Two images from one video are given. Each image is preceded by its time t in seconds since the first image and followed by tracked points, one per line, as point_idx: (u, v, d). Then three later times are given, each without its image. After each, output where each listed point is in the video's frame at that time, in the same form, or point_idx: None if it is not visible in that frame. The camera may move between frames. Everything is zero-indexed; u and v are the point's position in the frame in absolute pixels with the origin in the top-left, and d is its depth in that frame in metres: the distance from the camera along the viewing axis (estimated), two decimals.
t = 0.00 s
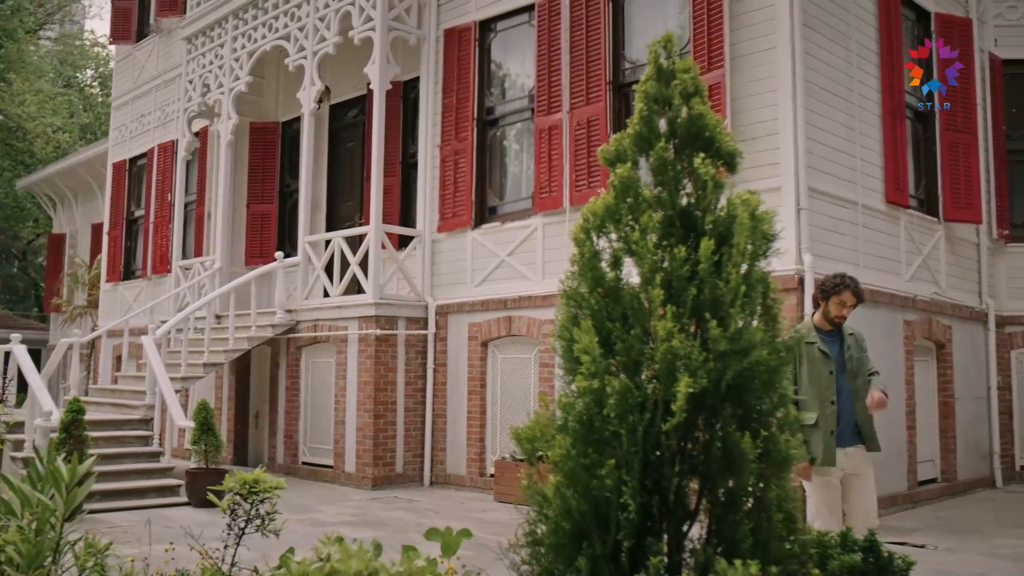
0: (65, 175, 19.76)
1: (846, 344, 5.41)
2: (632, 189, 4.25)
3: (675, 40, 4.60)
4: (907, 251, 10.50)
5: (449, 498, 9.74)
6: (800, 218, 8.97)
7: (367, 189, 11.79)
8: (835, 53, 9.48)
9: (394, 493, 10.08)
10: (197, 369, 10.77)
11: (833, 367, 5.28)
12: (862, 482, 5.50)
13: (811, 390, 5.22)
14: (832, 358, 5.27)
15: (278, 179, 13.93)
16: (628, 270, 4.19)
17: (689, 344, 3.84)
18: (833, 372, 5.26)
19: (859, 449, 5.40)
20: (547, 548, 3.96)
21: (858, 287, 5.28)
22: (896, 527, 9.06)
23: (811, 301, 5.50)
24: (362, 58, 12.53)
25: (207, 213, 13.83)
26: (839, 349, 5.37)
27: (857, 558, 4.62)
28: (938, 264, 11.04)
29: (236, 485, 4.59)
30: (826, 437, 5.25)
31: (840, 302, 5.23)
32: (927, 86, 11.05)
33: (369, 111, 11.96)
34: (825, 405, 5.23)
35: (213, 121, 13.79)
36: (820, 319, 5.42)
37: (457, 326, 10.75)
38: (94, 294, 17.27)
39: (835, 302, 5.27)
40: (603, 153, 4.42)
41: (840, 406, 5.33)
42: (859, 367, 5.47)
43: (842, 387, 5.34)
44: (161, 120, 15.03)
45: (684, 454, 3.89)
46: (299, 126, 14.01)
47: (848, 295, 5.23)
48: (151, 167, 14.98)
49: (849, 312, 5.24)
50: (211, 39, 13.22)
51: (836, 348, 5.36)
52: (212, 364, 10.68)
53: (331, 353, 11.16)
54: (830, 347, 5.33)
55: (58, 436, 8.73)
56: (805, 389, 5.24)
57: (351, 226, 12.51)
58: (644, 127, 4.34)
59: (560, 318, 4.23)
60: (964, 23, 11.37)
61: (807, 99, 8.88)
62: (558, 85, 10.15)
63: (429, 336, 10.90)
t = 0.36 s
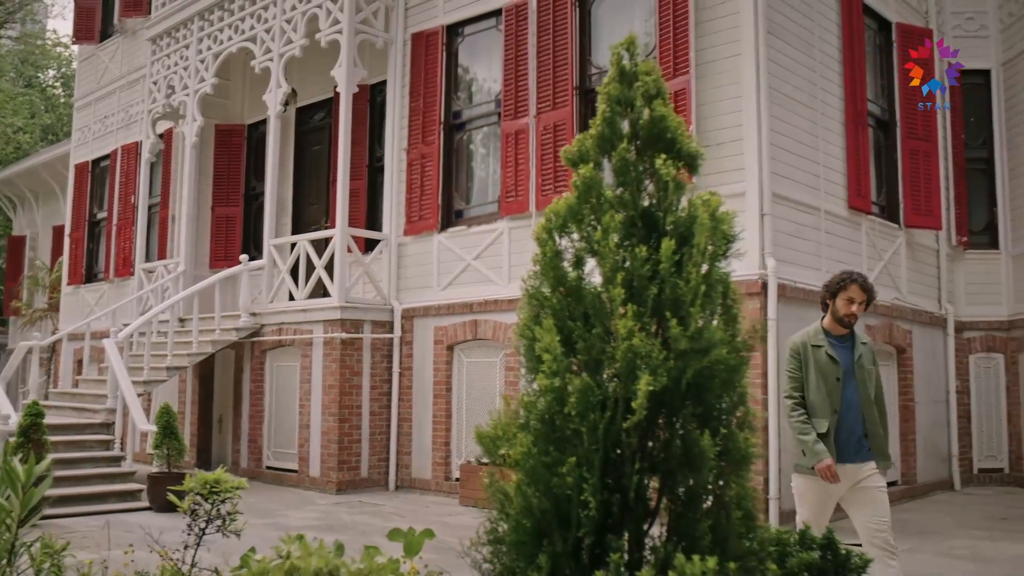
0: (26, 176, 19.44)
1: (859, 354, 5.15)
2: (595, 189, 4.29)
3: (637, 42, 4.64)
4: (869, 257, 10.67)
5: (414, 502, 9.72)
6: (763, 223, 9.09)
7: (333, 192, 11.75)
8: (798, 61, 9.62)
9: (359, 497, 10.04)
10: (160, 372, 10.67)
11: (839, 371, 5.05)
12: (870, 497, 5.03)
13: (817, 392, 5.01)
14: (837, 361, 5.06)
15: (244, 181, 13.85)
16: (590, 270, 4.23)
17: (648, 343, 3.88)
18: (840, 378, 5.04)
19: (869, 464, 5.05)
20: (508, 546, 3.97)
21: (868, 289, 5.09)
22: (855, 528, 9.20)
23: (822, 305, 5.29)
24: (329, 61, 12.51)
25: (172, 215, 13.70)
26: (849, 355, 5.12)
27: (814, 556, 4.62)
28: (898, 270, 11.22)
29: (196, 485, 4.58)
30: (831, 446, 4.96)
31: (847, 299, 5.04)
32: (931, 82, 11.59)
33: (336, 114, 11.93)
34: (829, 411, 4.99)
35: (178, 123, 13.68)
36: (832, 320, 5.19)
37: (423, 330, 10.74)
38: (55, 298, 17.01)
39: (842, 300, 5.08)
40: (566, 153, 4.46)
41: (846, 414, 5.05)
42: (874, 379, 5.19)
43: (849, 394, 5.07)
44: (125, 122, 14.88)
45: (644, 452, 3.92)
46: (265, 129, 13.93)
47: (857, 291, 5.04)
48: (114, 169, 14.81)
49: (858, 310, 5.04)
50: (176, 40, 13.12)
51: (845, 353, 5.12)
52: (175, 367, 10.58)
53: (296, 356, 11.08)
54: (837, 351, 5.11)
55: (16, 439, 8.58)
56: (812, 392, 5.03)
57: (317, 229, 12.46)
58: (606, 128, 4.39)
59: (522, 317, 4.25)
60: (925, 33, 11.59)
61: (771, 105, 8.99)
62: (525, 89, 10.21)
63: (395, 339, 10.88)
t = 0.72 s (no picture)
0: None
1: (870, 344, 4.70)
2: (553, 187, 4.34)
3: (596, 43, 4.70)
4: (824, 262, 10.87)
5: (373, 505, 9.69)
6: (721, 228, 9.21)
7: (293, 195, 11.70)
8: (756, 68, 9.77)
9: (318, 501, 9.98)
10: (115, 375, 10.56)
11: (847, 361, 4.61)
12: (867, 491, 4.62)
13: (819, 382, 4.60)
14: (845, 349, 4.63)
15: (202, 183, 13.73)
16: (547, 268, 4.28)
17: (604, 339, 3.92)
18: (847, 368, 4.60)
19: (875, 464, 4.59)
20: (465, 541, 3.99)
21: (881, 272, 4.68)
22: (808, 528, 9.36)
23: (834, 291, 4.88)
24: (290, 62, 12.46)
25: (128, 217, 13.53)
26: (858, 344, 4.67)
27: (766, 550, 4.78)
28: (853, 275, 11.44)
29: (151, 482, 4.60)
30: (832, 442, 4.53)
31: (856, 281, 4.64)
32: (931, 83, 12.91)
33: (296, 116, 11.89)
34: (831, 403, 4.57)
35: (135, 123, 13.51)
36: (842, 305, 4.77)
37: (382, 333, 10.73)
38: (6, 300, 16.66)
39: (852, 283, 4.67)
40: (524, 152, 4.51)
41: (851, 410, 4.61)
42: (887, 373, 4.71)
43: (856, 387, 4.62)
44: (81, 121, 14.66)
45: (599, 448, 3.96)
46: (224, 130, 13.82)
47: (866, 273, 4.64)
48: (70, 169, 14.57)
49: (868, 294, 4.62)
50: (134, 39, 12.97)
51: (855, 342, 4.68)
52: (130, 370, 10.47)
53: (254, 359, 10.99)
54: (845, 339, 4.68)
55: None
56: (814, 382, 4.62)
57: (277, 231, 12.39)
58: (565, 127, 4.44)
59: (479, 314, 4.28)
60: (880, 43, 11.85)
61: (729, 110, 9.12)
62: (486, 93, 10.29)
63: (354, 342, 10.85)
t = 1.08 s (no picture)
0: None
1: (856, 348, 4.24)
2: (504, 186, 4.39)
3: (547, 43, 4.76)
4: (772, 267, 11.08)
5: (323, 508, 9.63)
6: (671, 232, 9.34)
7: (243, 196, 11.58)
8: (707, 75, 9.94)
9: (266, 504, 9.89)
10: (59, 377, 10.38)
11: (828, 371, 4.18)
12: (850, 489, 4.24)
13: (794, 395, 4.21)
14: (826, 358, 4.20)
15: (150, 183, 13.53)
16: (498, 265, 4.32)
17: (554, 335, 3.97)
18: (826, 378, 4.17)
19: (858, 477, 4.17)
20: (414, 536, 4.02)
21: (860, 266, 4.27)
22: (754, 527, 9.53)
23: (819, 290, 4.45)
24: (241, 62, 12.36)
25: (73, 216, 13.27)
26: (841, 349, 4.23)
27: (713, 545, 4.88)
28: (800, 281, 11.69)
29: (98, 481, 4.68)
30: (808, 457, 4.15)
31: (834, 278, 4.23)
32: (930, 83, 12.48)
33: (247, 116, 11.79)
34: (807, 416, 4.17)
35: (81, 121, 13.27)
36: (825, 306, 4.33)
37: (333, 335, 10.70)
38: None
39: (830, 281, 4.26)
40: (475, 151, 4.54)
41: (833, 422, 4.18)
42: (876, 379, 4.24)
43: (838, 397, 4.19)
44: (24, 119, 14.35)
45: (548, 443, 4.01)
46: (173, 129, 13.64)
47: (845, 271, 4.23)
48: (12, 167, 14.25)
49: (847, 294, 4.20)
50: (81, 36, 12.74)
51: (838, 347, 4.24)
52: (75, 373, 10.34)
53: (203, 361, 10.84)
54: (827, 345, 4.25)
55: None
56: (790, 394, 4.24)
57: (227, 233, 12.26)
58: (516, 126, 4.49)
59: (430, 310, 4.30)
60: (827, 53, 12.14)
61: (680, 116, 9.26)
62: (439, 96, 10.32)
63: (304, 344, 10.78)
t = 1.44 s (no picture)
0: None
1: (839, 304, 4.01)
2: (458, 187, 4.43)
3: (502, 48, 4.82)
4: (721, 274, 11.28)
5: (271, 515, 9.54)
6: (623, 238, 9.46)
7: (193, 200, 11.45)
8: (658, 84, 10.10)
9: (214, 511, 9.76)
10: None
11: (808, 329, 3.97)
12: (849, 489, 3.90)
13: (771, 355, 3.98)
14: (805, 314, 3.99)
15: (97, 186, 13.30)
16: (451, 266, 4.35)
17: (506, 335, 4.02)
18: (805, 336, 3.95)
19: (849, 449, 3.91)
20: (367, 535, 4.02)
21: (839, 215, 4.05)
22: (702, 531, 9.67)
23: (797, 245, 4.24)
24: (192, 64, 12.23)
25: (17, 219, 12.98)
26: (822, 306, 4.02)
27: (662, 545, 4.96)
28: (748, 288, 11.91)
29: (43, 482, 4.63)
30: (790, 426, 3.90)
31: (811, 228, 4.00)
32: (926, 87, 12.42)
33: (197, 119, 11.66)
34: (783, 380, 3.94)
35: (25, 121, 13.00)
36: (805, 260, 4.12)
37: (284, 341, 10.62)
38: None
39: (808, 231, 4.04)
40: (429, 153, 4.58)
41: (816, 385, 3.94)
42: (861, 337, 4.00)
43: (819, 358, 3.95)
44: None
45: (500, 443, 4.05)
46: (122, 131, 13.43)
47: (823, 221, 4.01)
48: None
49: (827, 242, 3.97)
50: (26, 35, 12.51)
51: (818, 305, 4.02)
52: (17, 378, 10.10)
53: (150, 367, 10.68)
54: (807, 302, 4.04)
55: None
56: (768, 355, 4.00)
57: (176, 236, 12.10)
58: (470, 129, 4.54)
59: (384, 311, 4.32)
60: (776, 65, 12.42)
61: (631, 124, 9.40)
62: (393, 101, 10.34)
63: (254, 350, 10.69)
